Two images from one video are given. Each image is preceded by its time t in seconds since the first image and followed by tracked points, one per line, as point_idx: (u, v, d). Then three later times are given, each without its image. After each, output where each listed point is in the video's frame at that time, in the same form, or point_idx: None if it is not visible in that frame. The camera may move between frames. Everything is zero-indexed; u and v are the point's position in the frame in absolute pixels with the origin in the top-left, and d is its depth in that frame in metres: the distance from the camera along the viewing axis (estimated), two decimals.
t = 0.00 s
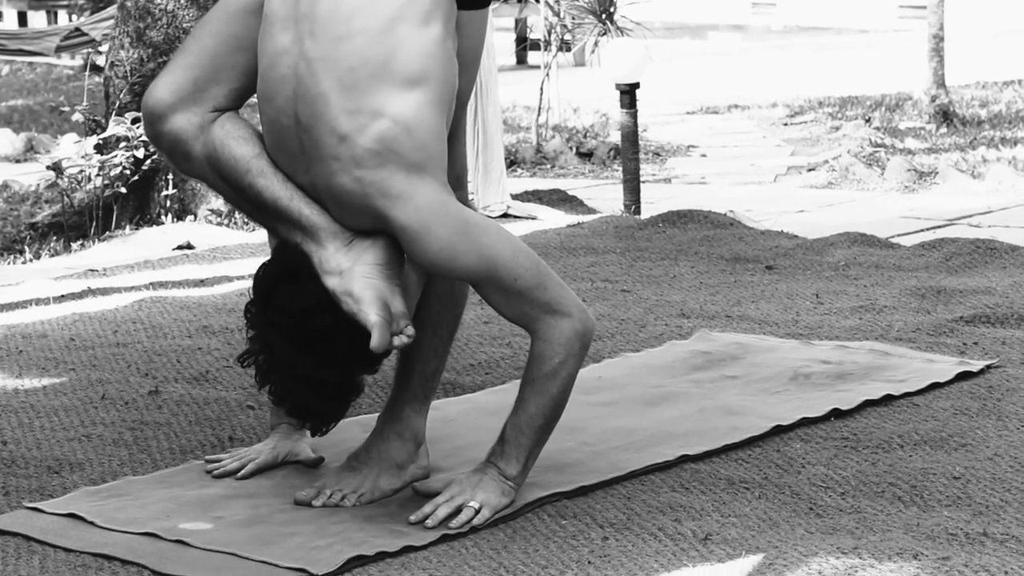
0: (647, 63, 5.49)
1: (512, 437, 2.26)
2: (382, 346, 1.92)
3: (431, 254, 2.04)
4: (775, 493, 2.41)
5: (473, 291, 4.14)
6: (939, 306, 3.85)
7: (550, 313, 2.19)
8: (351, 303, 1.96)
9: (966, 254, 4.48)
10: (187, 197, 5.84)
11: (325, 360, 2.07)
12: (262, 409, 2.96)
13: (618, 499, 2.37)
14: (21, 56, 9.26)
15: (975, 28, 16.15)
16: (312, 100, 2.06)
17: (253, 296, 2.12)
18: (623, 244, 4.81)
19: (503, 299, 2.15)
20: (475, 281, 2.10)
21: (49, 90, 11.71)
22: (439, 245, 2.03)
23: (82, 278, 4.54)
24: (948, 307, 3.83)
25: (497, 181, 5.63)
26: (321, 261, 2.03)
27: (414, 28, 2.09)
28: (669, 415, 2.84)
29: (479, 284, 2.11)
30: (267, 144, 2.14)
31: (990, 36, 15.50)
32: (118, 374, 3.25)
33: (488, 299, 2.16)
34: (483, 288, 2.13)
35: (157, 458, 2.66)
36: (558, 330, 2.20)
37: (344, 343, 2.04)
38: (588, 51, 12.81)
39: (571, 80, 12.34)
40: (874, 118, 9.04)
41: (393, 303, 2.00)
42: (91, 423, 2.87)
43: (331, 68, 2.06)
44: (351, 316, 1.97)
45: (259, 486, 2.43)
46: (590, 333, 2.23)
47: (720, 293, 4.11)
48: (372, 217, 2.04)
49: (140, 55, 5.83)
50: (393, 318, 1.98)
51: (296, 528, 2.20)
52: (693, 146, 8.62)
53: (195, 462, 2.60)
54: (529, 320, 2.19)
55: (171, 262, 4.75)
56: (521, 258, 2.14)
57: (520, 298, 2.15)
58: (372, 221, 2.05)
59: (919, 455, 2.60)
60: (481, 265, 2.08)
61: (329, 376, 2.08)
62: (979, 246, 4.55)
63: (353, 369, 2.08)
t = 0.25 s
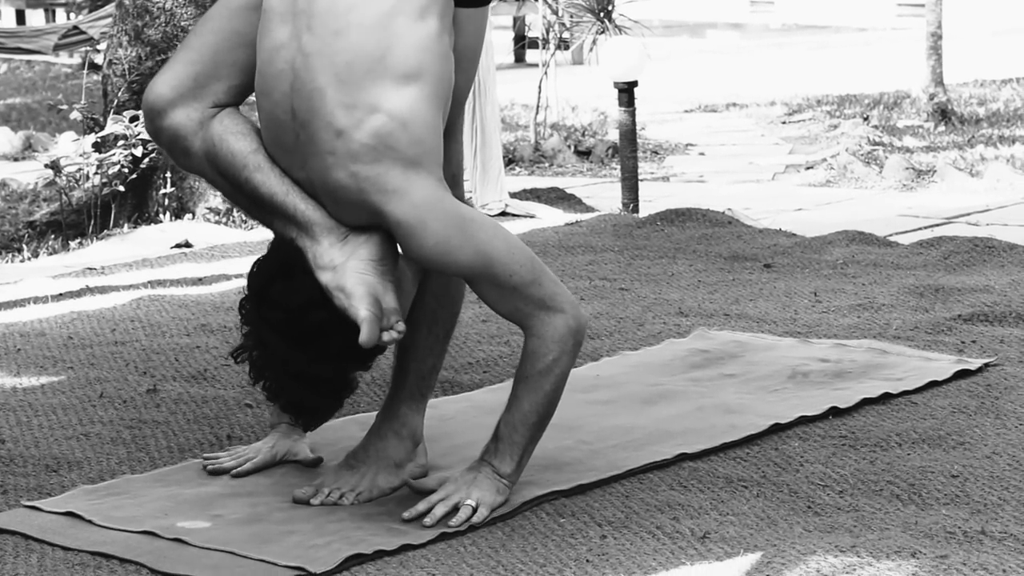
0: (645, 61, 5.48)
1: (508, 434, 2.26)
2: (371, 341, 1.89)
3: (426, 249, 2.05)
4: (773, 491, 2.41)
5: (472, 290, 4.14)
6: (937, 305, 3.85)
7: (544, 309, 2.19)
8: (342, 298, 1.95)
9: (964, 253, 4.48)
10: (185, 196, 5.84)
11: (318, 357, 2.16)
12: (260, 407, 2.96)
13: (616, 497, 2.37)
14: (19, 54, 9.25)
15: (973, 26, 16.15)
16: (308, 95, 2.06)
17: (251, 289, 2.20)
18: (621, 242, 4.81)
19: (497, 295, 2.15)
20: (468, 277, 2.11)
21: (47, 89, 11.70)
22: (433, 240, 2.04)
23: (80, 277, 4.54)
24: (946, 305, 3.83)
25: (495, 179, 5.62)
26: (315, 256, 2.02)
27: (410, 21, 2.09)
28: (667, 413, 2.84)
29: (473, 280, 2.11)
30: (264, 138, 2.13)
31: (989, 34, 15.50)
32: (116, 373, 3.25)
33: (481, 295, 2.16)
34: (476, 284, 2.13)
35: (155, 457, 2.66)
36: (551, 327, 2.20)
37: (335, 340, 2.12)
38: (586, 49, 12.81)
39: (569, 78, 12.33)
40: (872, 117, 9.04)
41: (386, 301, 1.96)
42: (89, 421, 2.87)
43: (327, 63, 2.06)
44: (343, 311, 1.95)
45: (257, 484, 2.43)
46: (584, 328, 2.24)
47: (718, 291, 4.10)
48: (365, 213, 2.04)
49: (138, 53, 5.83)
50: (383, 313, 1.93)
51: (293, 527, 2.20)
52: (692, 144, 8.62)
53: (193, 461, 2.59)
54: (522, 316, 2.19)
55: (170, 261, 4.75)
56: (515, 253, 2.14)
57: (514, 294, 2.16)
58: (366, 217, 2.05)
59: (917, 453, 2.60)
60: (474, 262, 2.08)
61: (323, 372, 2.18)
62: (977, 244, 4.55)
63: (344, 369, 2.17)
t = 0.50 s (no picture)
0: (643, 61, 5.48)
1: (504, 438, 2.26)
2: (343, 320, 1.91)
3: (415, 233, 2.04)
4: (771, 491, 2.41)
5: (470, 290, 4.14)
6: (935, 305, 3.85)
7: (525, 306, 2.19)
8: (323, 279, 1.95)
9: (962, 253, 4.48)
10: (183, 196, 5.79)
11: (306, 341, 2.18)
12: (258, 408, 2.96)
13: (614, 497, 2.37)
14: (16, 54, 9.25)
15: (970, 26, 16.16)
16: (302, 78, 2.07)
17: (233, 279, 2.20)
18: (619, 242, 4.81)
19: (482, 287, 2.15)
20: (455, 266, 2.10)
21: (45, 89, 11.69)
22: (423, 223, 2.04)
23: (78, 277, 4.53)
24: (944, 305, 3.83)
25: (493, 179, 5.62)
26: (299, 240, 2.01)
27: (405, 7, 2.11)
28: (665, 413, 2.84)
29: (459, 269, 2.11)
30: (257, 124, 2.12)
31: (987, 35, 15.52)
32: (114, 373, 3.25)
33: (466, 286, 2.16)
34: (462, 274, 2.12)
35: (153, 457, 2.66)
36: (533, 325, 2.20)
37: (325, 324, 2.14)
38: (584, 49, 12.81)
39: (566, 79, 12.34)
40: (870, 117, 9.05)
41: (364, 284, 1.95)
42: (87, 422, 2.86)
43: (324, 45, 2.07)
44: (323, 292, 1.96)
45: (255, 485, 2.43)
46: (566, 328, 2.24)
47: (716, 291, 4.11)
48: (356, 195, 2.04)
49: (136, 53, 5.83)
50: (360, 295, 1.94)
51: (292, 527, 2.20)
52: (690, 145, 8.62)
53: (191, 461, 2.59)
54: (504, 312, 2.19)
55: (168, 261, 4.75)
56: (501, 244, 2.14)
57: (497, 287, 2.16)
58: (356, 199, 2.05)
59: (915, 453, 2.60)
60: (460, 250, 2.08)
61: (309, 356, 2.20)
62: (975, 244, 4.56)
63: (331, 354, 2.20)
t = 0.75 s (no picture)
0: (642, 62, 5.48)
1: (500, 442, 2.25)
2: (316, 295, 1.86)
3: (407, 219, 2.04)
4: (769, 492, 2.41)
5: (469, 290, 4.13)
6: (934, 306, 3.85)
7: (506, 304, 2.17)
8: (300, 259, 1.92)
9: (960, 253, 4.48)
10: (181, 196, 5.78)
11: (282, 326, 2.05)
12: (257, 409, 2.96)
13: (613, 498, 2.37)
14: (15, 54, 9.25)
15: (969, 27, 16.17)
16: (298, 63, 2.08)
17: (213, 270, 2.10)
18: (618, 243, 4.81)
19: (467, 280, 2.13)
20: (444, 257, 2.09)
21: (44, 90, 11.69)
22: (416, 210, 2.03)
23: (76, 278, 4.53)
24: (943, 306, 3.83)
25: (492, 179, 5.63)
26: (281, 222, 1.99)
27: None
28: (664, 414, 2.84)
29: (447, 260, 2.10)
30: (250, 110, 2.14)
31: (985, 35, 15.53)
32: (112, 374, 3.24)
33: (451, 280, 2.15)
34: (451, 265, 2.11)
35: (151, 458, 2.66)
36: (514, 324, 2.18)
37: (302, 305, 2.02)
38: (583, 50, 12.81)
39: (565, 79, 12.34)
40: (868, 117, 9.05)
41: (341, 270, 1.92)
42: (86, 422, 2.86)
43: (322, 32, 2.09)
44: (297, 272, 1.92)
45: (254, 485, 2.43)
46: (546, 327, 2.21)
47: (715, 292, 4.11)
48: (348, 180, 2.04)
49: (134, 54, 5.83)
50: (336, 275, 1.91)
51: (290, 528, 2.19)
52: (688, 145, 8.62)
53: (189, 462, 2.59)
54: (486, 309, 2.18)
55: (166, 262, 4.74)
56: (489, 238, 2.13)
57: (483, 280, 2.14)
58: (349, 185, 2.05)
59: (914, 454, 2.60)
60: (449, 240, 2.07)
61: (284, 343, 2.06)
62: (974, 245, 4.56)
63: (308, 343, 2.06)
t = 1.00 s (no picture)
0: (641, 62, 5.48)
1: (495, 445, 2.23)
2: (278, 247, 1.93)
3: (399, 203, 2.04)
4: (769, 493, 2.41)
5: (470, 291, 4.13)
6: (934, 307, 3.85)
7: (482, 301, 2.16)
8: (267, 220, 1.97)
9: (960, 254, 4.48)
10: (181, 197, 5.78)
11: (248, 297, 2.02)
12: (256, 410, 2.96)
13: (612, 499, 2.37)
14: (14, 55, 9.25)
15: (969, 28, 16.18)
16: (297, 48, 2.10)
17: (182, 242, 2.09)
18: (617, 244, 4.81)
19: (446, 274, 2.12)
20: (430, 247, 2.09)
21: (43, 90, 11.69)
22: (409, 193, 2.04)
23: (76, 279, 4.53)
24: (942, 307, 3.83)
25: (491, 180, 5.63)
26: (254, 193, 2.03)
27: None
28: (664, 414, 2.84)
29: (432, 250, 2.09)
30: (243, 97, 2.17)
31: (985, 36, 15.53)
32: (112, 374, 3.24)
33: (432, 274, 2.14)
34: (435, 256, 2.10)
35: (151, 459, 2.66)
36: (489, 322, 2.16)
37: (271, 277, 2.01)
38: (582, 50, 12.81)
39: (565, 80, 12.34)
40: (868, 118, 9.06)
41: (308, 235, 1.98)
42: (85, 423, 2.86)
43: (321, 16, 2.11)
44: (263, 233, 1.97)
45: (253, 486, 2.43)
46: (520, 329, 2.19)
47: (714, 292, 4.11)
48: (340, 162, 2.06)
49: (134, 55, 5.84)
50: (302, 236, 1.97)
51: (290, 528, 2.19)
52: (688, 146, 8.62)
53: (189, 463, 2.59)
54: (462, 306, 2.16)
55: (165, 262, 4.74)
56: (473, 232, 2.12)
57: (462, 276, 2.12)
58: (342, 166, 2.06)
59: (913, 455, 2.60)
60: (435, 229, 2.07)
61: (249, 315, 2.03)
62: (973, 245, 4.56)
63: (273, 319, 2.04)
